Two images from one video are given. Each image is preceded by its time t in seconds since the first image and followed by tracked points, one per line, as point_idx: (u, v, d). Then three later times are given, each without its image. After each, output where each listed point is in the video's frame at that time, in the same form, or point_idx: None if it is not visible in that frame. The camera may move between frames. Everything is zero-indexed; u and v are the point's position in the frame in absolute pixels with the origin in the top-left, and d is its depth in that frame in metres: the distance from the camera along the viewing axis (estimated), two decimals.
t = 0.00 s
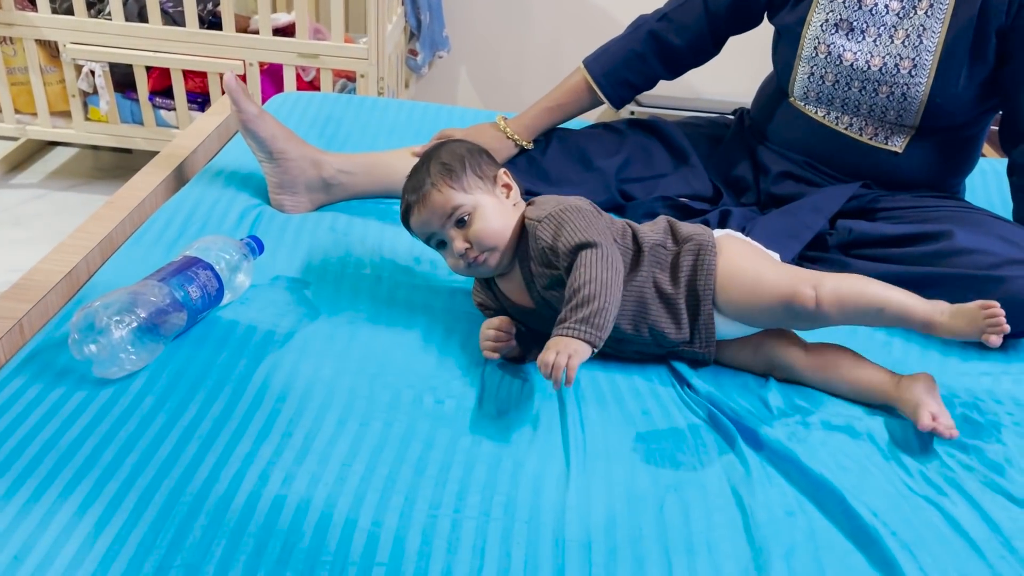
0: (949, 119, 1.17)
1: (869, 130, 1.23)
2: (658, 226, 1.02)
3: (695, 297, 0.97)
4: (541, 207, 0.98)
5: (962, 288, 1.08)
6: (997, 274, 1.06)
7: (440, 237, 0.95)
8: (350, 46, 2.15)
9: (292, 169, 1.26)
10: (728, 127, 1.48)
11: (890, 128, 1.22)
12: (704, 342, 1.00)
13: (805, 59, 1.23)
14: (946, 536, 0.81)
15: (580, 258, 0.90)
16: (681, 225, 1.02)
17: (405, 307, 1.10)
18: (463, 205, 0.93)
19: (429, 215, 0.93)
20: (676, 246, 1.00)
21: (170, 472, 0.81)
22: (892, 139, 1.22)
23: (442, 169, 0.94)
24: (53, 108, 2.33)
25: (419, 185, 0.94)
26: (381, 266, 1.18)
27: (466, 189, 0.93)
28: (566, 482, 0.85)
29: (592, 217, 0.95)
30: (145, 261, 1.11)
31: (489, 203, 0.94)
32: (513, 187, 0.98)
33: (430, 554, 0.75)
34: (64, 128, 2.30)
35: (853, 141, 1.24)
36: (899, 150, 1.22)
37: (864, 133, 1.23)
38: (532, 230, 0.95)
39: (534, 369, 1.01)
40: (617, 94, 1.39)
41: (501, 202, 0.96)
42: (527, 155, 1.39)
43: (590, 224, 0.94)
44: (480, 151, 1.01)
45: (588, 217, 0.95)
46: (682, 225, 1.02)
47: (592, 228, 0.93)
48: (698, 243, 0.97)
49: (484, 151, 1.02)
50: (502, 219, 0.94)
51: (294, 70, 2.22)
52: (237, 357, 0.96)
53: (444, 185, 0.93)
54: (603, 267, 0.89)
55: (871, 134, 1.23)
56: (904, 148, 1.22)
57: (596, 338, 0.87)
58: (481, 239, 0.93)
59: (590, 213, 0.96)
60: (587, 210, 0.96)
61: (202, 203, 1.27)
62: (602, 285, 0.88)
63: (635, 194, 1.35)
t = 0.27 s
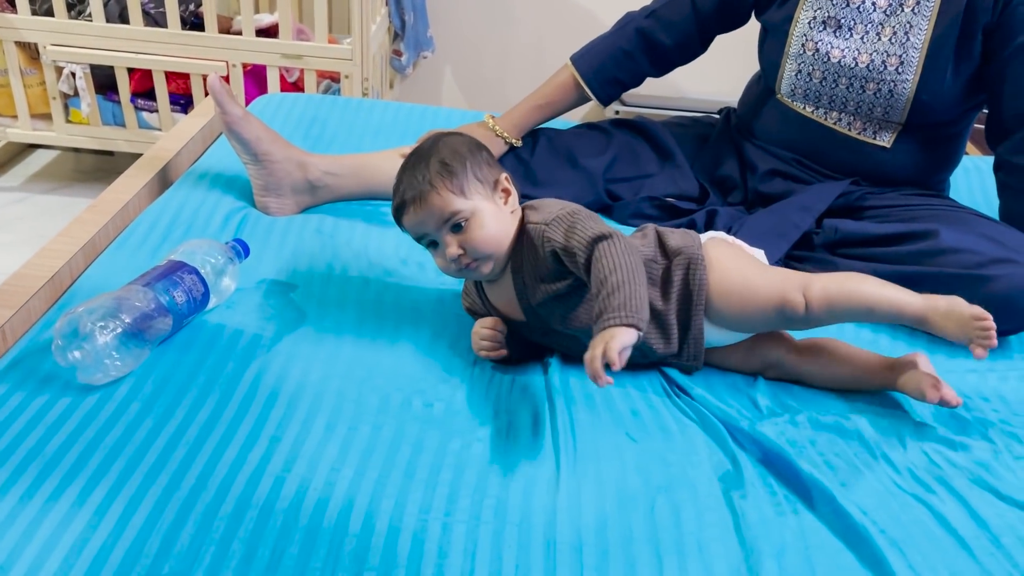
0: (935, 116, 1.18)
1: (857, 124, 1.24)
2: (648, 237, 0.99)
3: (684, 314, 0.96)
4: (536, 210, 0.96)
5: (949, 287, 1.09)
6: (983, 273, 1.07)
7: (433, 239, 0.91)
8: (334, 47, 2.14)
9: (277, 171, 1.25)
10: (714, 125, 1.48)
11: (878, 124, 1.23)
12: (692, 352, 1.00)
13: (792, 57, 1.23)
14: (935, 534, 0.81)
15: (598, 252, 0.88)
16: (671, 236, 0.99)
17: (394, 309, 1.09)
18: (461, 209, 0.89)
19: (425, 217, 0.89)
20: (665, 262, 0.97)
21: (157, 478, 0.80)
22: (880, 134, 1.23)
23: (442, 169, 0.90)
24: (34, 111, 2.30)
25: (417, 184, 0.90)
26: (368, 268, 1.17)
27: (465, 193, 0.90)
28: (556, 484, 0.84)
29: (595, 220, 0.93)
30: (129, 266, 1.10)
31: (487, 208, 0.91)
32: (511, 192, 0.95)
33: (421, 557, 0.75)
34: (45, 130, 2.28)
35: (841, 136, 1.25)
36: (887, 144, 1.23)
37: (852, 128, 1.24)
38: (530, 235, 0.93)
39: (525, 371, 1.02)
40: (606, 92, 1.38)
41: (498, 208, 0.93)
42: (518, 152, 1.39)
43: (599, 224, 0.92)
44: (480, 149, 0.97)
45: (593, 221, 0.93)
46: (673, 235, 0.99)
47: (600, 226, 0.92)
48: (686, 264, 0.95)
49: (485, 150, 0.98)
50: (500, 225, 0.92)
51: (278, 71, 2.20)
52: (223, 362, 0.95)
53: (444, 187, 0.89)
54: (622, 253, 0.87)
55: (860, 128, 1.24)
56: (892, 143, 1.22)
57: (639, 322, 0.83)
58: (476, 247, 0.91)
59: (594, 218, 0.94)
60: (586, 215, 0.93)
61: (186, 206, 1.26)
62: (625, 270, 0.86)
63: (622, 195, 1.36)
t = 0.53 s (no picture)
0: (913, 114, 1.19)
1: (838, 121, 1.24)
2: (640, 298, 0.92)
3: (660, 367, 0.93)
4: (526, 244, 0.89)
5: (934, 285, 1.10)
6: (968, 270, 1.08)
7: (424, 245, 0.88)
8: (317, 49, 2.13)
9: (263, 175, 1.25)
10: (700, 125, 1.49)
11: (857, 121, 1.23)
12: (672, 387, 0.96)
13: (775, 50, 1.24)
14: (925, 533, 0.81)
15: (581, 327, 0.84)
16: (663, 299, 0.91)
17: (382, 314, 1.09)
18: (454, 223, 0.85)
19: (416, 224, 0.85)
20: (648, 332, 0.91)
21: (145, 489, 0.79)
22: (861, 132, 1.23)
23: (442, 183, 0.84)
24: (13, 115, 2.28)
25: (414, 194, 0.85)
26: (355, 272, 1.17)
27: (460, 206, 0.85)
28: (549, 488, 0.84)
29: (582, 275, 0.87)
30: (114, 272, 1.09)
31: (482, 228, 0.86)
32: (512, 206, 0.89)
33: (413, 564, 0.75)
34: (25, 135, 2.26)
35: (824, 134, 1.25)
36: (870, 140, 1.23)
37: (834, 126, 1.25)
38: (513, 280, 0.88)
39: (515, 374, 1.02)
40: (594, 78, 1.38)
41: (495, 223, 0.88)
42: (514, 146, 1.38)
43: (584, 286, 0.86)
44: (486, 151, 0.91)
45: (580, 277, 0.86)
46: (665, 299, 0.91)
47: (589, 288, 0.86)
48: (670, 343, 0.90)
49: (491, 151, 0.91)
50: (492, 244, 0.87)
51: (261, 73, 2.19)
52: (211, 369, 0.95)
53: (441, 203, 0.84)
54: (609, 331, 0.83)
55: (841, 126, 1.24)
56: (873, 142, 1.23)
57: (631, 409, 0.82)
58: (465, 262, 0.87)
59: (579, 271, 0.87)
60: (574, 266, 0.87)
61: (171, 211, 1.25)
62: (611, 352, 0.83)
63: (610, 196, 1.37)
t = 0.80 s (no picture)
0: (902, 113, 1.20)
1: (828, 123, 1.25)
2: (647, 354, 0.89)
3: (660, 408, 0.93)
4: (526, 308, 0.84)
5: (924, 283, 1.11)
6: (956, 268, 1.09)
7: (429, 268, 0.84)
8: (301, 53, 2.12)
9: (251, 180, 1.24)
10: (688, 127, 1.49)
11: (846, 123, 1.24)
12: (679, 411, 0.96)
13: (766, 49, 1.24)
14: (921, 531, 0.82)
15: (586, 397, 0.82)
16: (672, 348, 0.89)
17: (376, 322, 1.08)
18: (468, 261, 0.82)
19: (429, 255, 0.82)
20: (660, 385, 0.90)
21: (141, 501, 0.78)
22: (850, 133, 1.24)
23: (468, 211, 0.82)
24: None
25: (437, 216, 0.81)
26: (347, 277, 1.16)
27: (478, 245, 0.82)
28: (547, 493, 0.84)
29: (584, 346, 0.83)
30: (102, 280, 1.08)
31: (498, 267, 0.84)
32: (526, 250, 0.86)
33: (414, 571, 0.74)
34: (5, 141, 2.23)
35: (813, 134, 1.26)
36: (858, 143, 1.24)
37: (823, 126, 1.26)
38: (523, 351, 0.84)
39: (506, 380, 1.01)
40: (582, 74, 1.39)
41: (507, 267, 0.85)
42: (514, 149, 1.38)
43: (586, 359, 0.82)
44: (508, 184, 0.86)
45: (583, 348, 0.83)
46: (674, 347, 0.89)
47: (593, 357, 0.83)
48: (685, 394, 0.90)
49: (514, 184, 0.87)
50: (502, 288, 0.84)
51: (244, 77, 2.18)
52: (205, 378, 0.94)
53: (465, 233, 0.81)
54: (613, 402, 0.81)
55: (831, 126, 1.25)
56: (862, 143, 1.24)
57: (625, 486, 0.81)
58: (473, 301, 0.84)
59: (582, 341, 0.83)
60: (578, 333, 0.83)
61: (159, 217, 1.23)
62: (620, 425, 0.81)
63: (600, 198, 1.38)
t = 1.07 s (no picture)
0: (896, 117, 1.21)
1: (823, 126, 1.27)
2: (665, 376, 0.89)
3: (678, 417, 0.94)
4: (555, 330, 0.85)
5: (918, 284, 1.13)
6: (950, 269, 1.11)
7: (461, 291, 0.84)
8: (289, 59, 2.11)
9: (248, 190, 1.23)
10: (682, 132, 1.51)
11: (841, 126, 1.26)
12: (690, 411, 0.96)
13: (762, 54, 1.25)
14: (926, 530, 0.83)
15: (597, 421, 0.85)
16: (692, 355, 0.90)
17: (381, 331, 1.08)
18: (508, 284, 0.82)
19: (468, 277, 0.81)
20: (677, 399, 0.91)
21: (152, 516, 0.78)
22: (845, 136, 1.26)
23: (507, 234, 0.81)
24: None
25: (475, 243, 0.80)
26: (347, 286, 1.16)
27: (518, 269, 0.82)
28: (556, 499, 0.85)
29: (606, 378, 0.85)
30: (101, 293, 1.07)
31: (532, 287, 0.84)
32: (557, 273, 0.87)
33: None
34: None
35: (809, 138, 1.28)
36: (853, 144, 1.26)
37: (818, 130, 1.27)
38: (550, 372, 0.84)
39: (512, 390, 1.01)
40: (588, 97, 1.42)
41: (540, 291, 0.86)
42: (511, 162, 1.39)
43: (606, 396, 0.85)
44: (545, 209, 0.86)
45: (604, 384, 0.85)
46: (694, 357, 0.90)
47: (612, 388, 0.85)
48: (705, 399, 0.92)
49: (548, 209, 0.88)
50: (533, 311, 0.85)
51: (231, 84, 2.16)
52: (210, 390, 0.93)
53: (504, 257, 0.81)
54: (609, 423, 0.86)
55: (826, 130, 1.27)
56: (856, 145, 1.26)
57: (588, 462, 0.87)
58: (505, 323, 0.84)
59: (607, 372, 0.85)
60: (603, 364, 0.85)
61: (155, 228, 1.23)
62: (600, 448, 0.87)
63: (596, 204, 1.38)
